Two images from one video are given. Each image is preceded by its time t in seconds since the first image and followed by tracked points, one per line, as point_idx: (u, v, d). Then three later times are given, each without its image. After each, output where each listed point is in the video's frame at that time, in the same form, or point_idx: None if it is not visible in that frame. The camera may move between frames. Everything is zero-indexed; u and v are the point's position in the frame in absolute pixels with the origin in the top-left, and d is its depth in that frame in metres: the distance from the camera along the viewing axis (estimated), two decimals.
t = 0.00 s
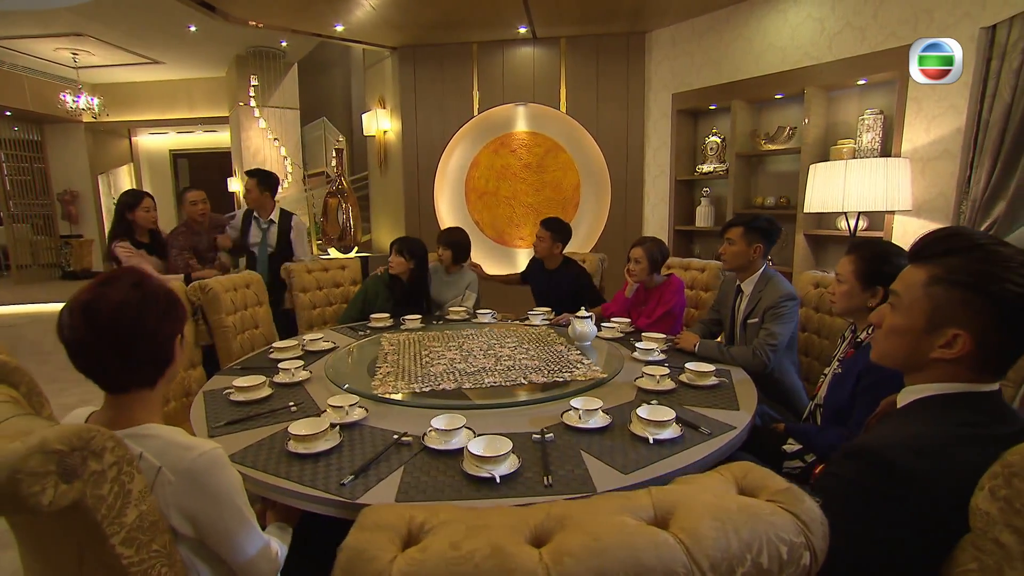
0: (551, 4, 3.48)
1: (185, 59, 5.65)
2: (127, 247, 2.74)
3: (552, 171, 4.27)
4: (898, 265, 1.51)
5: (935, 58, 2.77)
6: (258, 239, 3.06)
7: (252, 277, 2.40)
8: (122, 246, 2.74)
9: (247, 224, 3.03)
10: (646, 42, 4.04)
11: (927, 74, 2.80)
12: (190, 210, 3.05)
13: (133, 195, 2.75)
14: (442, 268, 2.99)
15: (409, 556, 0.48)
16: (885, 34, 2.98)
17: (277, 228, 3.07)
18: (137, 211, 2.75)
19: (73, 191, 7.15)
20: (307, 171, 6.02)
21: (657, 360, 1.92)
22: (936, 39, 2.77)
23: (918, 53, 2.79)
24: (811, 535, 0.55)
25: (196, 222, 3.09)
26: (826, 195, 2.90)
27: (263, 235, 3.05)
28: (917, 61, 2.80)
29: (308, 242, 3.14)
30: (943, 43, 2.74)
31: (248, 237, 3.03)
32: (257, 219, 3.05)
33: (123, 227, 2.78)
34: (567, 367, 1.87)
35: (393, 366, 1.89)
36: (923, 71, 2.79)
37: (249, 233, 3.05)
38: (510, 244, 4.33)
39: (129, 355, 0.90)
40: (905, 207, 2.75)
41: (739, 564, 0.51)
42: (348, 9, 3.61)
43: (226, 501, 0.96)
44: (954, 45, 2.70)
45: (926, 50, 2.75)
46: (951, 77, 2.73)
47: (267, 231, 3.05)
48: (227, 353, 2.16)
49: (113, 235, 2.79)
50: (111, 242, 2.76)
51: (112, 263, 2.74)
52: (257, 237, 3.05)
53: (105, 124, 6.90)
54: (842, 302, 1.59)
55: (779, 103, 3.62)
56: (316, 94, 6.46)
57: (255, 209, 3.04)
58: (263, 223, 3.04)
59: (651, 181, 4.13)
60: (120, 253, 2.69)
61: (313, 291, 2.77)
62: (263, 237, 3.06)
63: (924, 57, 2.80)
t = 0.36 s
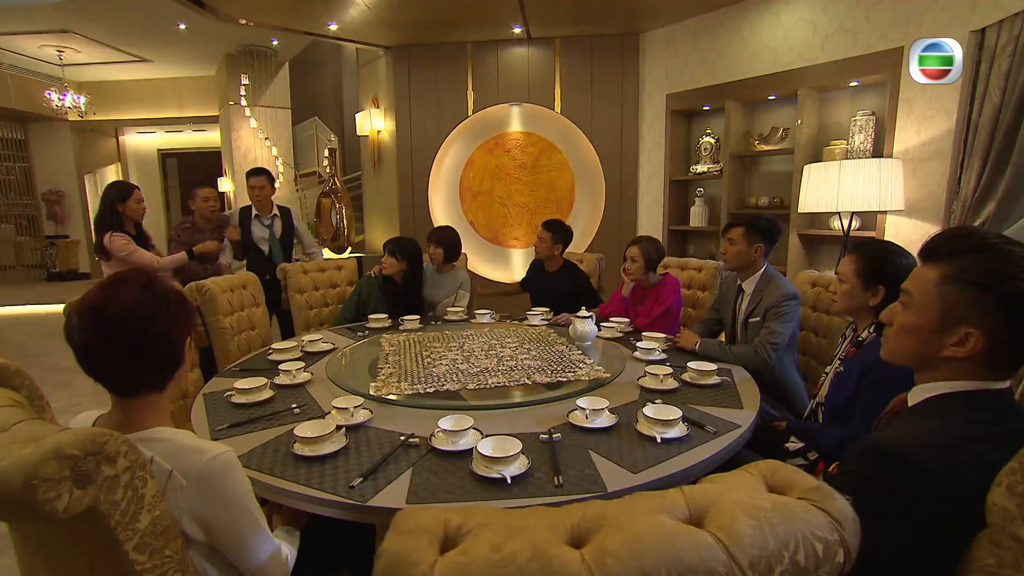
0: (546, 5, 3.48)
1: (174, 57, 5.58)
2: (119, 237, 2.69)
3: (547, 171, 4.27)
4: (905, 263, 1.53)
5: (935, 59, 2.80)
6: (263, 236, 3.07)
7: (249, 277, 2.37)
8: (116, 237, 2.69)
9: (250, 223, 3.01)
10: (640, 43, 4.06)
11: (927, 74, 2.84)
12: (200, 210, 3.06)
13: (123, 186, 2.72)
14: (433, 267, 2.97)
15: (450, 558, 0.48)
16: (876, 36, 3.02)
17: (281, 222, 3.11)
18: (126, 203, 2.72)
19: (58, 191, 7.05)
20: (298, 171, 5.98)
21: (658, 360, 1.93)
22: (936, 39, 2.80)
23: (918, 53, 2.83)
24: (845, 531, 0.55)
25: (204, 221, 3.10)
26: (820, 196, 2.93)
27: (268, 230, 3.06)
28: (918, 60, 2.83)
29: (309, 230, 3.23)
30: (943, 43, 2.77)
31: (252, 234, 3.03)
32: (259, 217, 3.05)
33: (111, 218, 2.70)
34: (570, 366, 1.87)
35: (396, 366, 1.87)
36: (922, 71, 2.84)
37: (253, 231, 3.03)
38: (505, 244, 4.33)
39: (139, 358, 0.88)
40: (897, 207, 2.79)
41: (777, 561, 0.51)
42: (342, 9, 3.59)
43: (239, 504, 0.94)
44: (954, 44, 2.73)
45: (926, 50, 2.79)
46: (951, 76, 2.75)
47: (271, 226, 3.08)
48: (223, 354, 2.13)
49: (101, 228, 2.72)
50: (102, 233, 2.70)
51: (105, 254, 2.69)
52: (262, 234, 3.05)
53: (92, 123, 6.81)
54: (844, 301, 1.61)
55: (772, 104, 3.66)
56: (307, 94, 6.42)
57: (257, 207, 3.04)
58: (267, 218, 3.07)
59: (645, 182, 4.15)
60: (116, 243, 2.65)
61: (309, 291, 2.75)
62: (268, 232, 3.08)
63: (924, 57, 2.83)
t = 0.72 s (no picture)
0: (541, 5, 3.48)
1: (162, 55, 5.51)
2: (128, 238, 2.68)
3: (541, 171, 4.27)
4: (906, 263, 1.55)
5: (936, 59, 2.76)
6: (261, 235, 3.04)
7: (245, 278, 2.34)
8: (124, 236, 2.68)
9: (249, 221, 2.97)
10: (633, 44, 4.08)
11: (927, 74, 2.80)
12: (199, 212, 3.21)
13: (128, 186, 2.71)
14: (429, 268, 2.96)
15: (491, 560, 0.48)
16: (867, 39, 3.06)
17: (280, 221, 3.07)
18: (136, 204, 2.71)
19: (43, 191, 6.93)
20: (289, 171, 5.94)
21: (659, 359, 1.94)
22: (936, 39, 2.77)
23: (918, 53, 2.80)
24: (877, 527, 0.55)
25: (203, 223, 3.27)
26: (814, 196, 2.96)
27: (268, 229, 3.03)
28: (918, 60, 2.80)
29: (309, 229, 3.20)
30: (943, 43, 2.74)
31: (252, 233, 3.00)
32: (258, 216, 3.00)
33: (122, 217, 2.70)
34: (572, 366, 1.87)
35: (397, 367, 1.86)
36: (923, 71, 2.80)
37: (252, 230, 3.00)
38: (499, 244, 4.34)
39: (150, 360, 0.86)
40: (889, 207, 2.82)
41: (814, 558, 0.51)
42: (336, 8, 3.56)
43: (250, 508, 0.93)
44: (955, 45, 2.69)
45: (926, 50, 2.75)
46: (951, 76, 2.72)
47: (271, 226, 3.04)
48: (220, 356, 2.10)
49: (108, 227, 2.70)
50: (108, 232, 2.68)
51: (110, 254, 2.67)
52: (261, 233, 3.02)
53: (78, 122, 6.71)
54: (844, 300, 1.63)
55: (764, 106, 3.70)
56: (297, 93, 6.37)
57: (257, 205, 2.99)
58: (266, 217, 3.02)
59: (639, 182, 4.16)
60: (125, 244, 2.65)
61: (306, 292, 2.73)
62: (267, 231, 3.04)
63: (924, 57, 2.80)
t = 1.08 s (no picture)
0: (532, 5, 3.48)
1: (145, 52, 5.42)
2: (152, 247, 2.78)
3: (532, 171, 4.30)
4: (901, 262, 1.57)
5: (936, 59, 2.69)
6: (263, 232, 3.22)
7: (238, 279, 2.31)
8: (149, 245, 2.77)
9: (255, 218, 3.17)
10: (624, 45, 4.10)
11: (927, 74, 2.72)
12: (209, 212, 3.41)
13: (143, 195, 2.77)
14: (423, 269, 2.95)
15: (528, 561, 0.48)
16: (855, 42, 3.10)
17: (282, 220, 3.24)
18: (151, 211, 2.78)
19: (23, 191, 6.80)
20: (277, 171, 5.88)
21: (656, 358, 1.95)
22: (936, 39, 2.69)
23: (918, 53, 2.71)
24: (899, 521, 0.56)
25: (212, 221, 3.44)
26: (804, 197, 2.99)
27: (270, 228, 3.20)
28: (918, 60, 2.71)
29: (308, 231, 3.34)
30: (943, 43, 2.67)
31: (255, 231, 3.18)
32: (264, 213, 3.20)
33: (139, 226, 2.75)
34: (571, 366, 1.87)
35: (396, 368, 1.85)
36: (923, 71, 2.70)
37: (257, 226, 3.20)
38: (491, 244, 4.34)
39: (158, 363, 0.85)
40: (877, 207, 2.87)
41: (844, 554, 0.52)
42: (326, 6, 3.53)
43: (258, 512, 0.92)
44: (954, 45, 2.63)
45: (926, 50, 2.68)
46: (951, 77, 2.65)
47: (272, 223, 3.20)
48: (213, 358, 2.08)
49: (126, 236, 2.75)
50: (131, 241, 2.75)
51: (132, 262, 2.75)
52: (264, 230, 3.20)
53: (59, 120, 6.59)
54: (840, 298, 1.65)
55: (753, 107, 3.74)
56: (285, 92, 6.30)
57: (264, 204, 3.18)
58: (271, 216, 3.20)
59: (630, 183, 4.18)
60: (153, 254, 2.74)
61: (299, 294, 2.70)
62: (269, 229, 3.21)
63: (924, 57, 2.71)
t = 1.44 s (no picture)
0: (523, 6, 3.48)
1: (128, 50, 5.33)
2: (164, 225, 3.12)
3: (522, 172, 4.29)
4: (894, 262, 1.59)
5: (935, 59, 2.63)
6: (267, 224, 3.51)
7: (229, 280, 2.28)
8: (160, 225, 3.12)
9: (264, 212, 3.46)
10: (613, 46, 4.12)
11: (926, 75, 2.66)
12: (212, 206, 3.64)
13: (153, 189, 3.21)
14: (416, 270, 2.93)
15: (560, 563, 0.48)
16: (841, 45, 3.15)
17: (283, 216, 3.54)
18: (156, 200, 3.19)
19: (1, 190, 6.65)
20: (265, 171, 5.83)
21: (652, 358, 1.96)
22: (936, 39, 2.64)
23: (917, 53, 2.65)
24: (918, 516, 0.57)
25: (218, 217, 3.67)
26: (793, 198, 3.03)
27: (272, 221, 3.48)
28: (918, 60, 2.65)
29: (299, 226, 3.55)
30: (943, 43, 2.61)
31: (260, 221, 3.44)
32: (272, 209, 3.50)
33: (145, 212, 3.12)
34: (569, 366, 1.87)
35: (393, 370, 1.84)
36: (922, 71, 2.65)
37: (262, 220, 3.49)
38: (482, 244, 4.33)
39: (163, 367, 0.84)
40: (864, 208, 2.92)
41: (868, 551, 0.52)
42: (315, 5, 3.50)
43: (265, 516, 0.90)
44: (954, 45, 2.57)
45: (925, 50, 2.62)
46: (951, 77, 2.59)
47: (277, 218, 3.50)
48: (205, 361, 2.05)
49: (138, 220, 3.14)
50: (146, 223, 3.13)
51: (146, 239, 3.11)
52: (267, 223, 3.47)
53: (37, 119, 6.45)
54: (834, 298, 1.68)
55: (742, 108, 3.78)
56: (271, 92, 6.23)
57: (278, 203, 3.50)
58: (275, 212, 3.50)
59: (620, 183, 4.20)
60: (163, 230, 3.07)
61: (290, 295, 2.67)
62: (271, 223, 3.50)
63: (924, 57, 2.66)
